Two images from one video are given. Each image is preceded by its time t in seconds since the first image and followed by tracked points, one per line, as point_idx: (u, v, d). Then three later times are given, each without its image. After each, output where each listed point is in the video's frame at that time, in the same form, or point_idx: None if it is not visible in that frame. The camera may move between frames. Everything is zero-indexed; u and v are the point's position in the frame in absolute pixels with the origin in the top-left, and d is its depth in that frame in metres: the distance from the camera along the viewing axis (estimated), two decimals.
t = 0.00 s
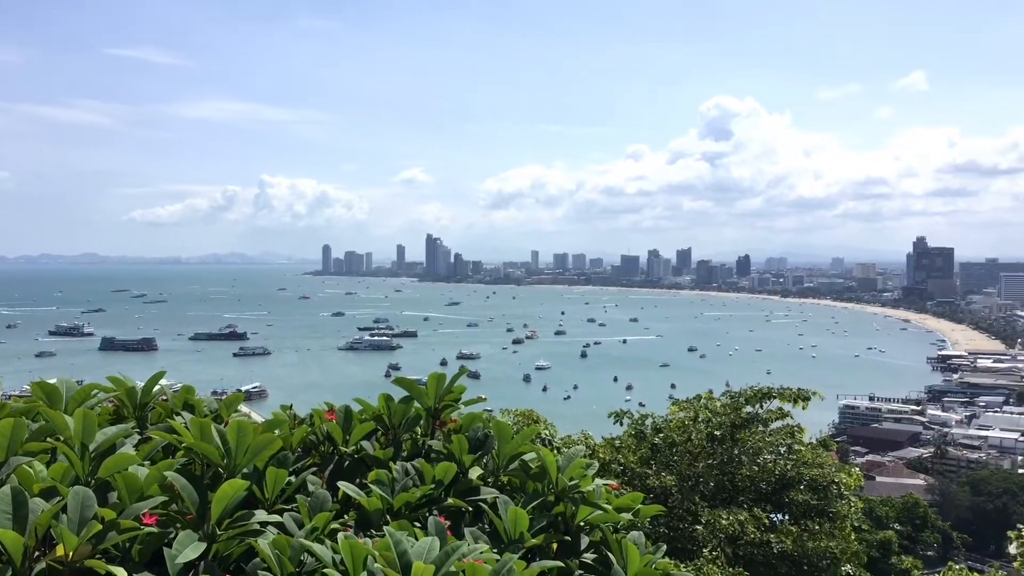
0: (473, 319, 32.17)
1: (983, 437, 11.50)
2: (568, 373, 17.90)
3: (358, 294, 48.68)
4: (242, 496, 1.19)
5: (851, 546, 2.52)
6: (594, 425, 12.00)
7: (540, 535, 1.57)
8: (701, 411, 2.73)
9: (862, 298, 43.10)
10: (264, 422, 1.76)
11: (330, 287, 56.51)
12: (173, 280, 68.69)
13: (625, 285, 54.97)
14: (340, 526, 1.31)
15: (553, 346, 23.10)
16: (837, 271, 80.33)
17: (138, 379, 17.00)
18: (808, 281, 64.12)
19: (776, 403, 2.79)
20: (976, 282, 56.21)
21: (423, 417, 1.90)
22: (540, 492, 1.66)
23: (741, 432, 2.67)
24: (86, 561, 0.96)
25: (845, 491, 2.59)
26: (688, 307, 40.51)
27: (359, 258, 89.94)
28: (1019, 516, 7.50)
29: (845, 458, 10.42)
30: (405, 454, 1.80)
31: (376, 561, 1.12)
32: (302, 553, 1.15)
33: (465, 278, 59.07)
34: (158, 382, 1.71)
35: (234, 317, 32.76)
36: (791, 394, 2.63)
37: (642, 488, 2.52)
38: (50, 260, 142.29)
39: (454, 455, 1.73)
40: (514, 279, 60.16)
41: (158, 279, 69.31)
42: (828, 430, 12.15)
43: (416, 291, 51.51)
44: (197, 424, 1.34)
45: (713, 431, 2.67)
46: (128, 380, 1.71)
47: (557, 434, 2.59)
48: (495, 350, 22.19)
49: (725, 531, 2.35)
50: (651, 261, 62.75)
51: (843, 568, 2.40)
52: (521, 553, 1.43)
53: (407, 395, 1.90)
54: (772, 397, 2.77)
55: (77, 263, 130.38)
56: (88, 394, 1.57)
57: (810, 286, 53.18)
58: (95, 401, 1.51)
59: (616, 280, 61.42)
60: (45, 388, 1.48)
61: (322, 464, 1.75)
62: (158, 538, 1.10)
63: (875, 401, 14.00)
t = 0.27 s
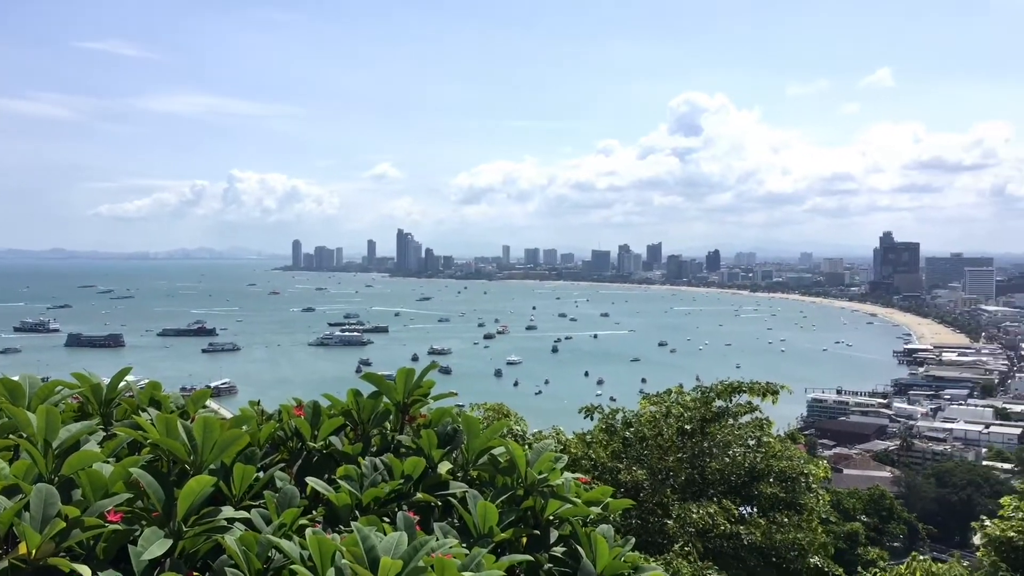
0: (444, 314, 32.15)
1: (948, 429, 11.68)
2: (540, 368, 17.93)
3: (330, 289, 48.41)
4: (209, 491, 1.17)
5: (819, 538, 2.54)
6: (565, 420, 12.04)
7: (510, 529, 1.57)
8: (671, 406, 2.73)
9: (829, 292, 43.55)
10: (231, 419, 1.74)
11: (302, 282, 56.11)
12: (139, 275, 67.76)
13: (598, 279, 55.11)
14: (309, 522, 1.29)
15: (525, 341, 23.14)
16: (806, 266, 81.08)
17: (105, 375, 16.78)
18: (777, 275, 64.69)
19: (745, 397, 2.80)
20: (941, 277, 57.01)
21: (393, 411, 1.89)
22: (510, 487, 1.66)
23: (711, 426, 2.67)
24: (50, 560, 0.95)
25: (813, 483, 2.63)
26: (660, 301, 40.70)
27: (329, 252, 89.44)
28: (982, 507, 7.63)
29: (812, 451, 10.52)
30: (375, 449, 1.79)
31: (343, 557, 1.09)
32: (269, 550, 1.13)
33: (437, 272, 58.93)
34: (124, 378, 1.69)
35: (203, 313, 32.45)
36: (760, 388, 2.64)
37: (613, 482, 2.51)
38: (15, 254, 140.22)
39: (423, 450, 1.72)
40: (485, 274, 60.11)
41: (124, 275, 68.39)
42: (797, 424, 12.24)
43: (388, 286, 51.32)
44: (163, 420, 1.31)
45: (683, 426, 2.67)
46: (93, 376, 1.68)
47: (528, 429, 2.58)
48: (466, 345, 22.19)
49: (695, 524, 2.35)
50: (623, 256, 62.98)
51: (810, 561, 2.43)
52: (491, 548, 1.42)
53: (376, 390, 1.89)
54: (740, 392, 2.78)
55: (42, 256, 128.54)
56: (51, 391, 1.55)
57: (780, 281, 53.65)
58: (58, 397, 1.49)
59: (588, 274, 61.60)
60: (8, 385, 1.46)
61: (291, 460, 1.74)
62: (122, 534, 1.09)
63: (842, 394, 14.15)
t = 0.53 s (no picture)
0: (408, 310, 32.04)
1: (907, 423, 11.88)
2: (504, 364, 17.94)
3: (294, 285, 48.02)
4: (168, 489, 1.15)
5: (781, 530, 2.57)
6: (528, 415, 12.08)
7: (474, 524, 1.56)
8: (636, 401, 2.73)
9: (790, 287, 44.04)
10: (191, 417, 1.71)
11: (266, 278, 55.55)
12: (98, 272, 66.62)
13: (564, 274, 55.19)
14: (271, 520, 1.27)
15: (491, 337, 23.15)
16: (770, 262, 81.82)
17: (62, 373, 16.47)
18: (740, 271, 65.31)
19: (708, 392, 2.80)
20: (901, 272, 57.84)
21: (355, 408, 1.86)
22: (473, 482, 1.64)
23: (675, 421, 2.67)
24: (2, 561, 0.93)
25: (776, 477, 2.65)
26: (625, 297, 40.88)
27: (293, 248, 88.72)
28: (940, 498, 7.74)
29: (775, 444, 10.62)
30: (337, 446, 1.76)
31: (304, 554, 1.09)
32: (230, 547, 1.11)
33: (403, 268, 58.68)
34: (80, 376, 1.65)
35: (165, 309, 32.01)
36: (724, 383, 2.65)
37: (578, 477, 2.50)
38: None
39: (386, 446, 1.69)
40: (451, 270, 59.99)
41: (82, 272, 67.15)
42: (760, 418, 12.34)
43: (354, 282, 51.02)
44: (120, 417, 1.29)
45: (648, 420, 2.66)
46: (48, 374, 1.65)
47: (493, 425, 2.57)
48: (431, 341, 22.16)
49: (660, 519, 2.36)
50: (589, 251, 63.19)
51: (772, 552, 2.45)
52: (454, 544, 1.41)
53: (338, 386, 1.86)
54: (704, 387, 2.79)
55: None
56: (5, 390, 1.51)
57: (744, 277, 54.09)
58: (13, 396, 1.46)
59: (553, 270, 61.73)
60: None
61: (252, 456, 1.70)
62: (79, 534, 1.07)
63: (804, 388, 14.30)
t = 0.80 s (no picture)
0: (369, 308, 31.92)
1: (862, 417, 12.04)
2: (465, 362, 17.93)
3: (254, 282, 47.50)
4: (119, 492, 1.12)
5: (740, 526, 2.60)
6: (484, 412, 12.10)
7: (432, 522, 1.54)
8: (596, 398, 2.73)
9: (749, 284, 44.54)
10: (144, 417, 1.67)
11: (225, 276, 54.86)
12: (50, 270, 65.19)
13: (527, 272, 55.28)
14: (226, 520, 1.25)
15: (451, 335, 23.13)
16: (730, 260, 82.48)
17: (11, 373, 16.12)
18: (699, 267, 65.96)
19: (668, 388, 2.81)
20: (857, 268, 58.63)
21: (313, 407, 1.83)
22: (432, 480, 1.62)
23: (635, 418, 2.68)
24: None
25: (734, 472, 2.66)
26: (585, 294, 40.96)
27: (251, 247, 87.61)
28: (896, 493, 7.83)
29: (734, 440, 10.71)
30: (295, 445, 1.73)
31: (260, 555, 1.07)
32: (184, 550, 1.10)
33: (364, 266, 58.20)
34: (31, 376, 1.62)
35: (120, 309, 31.45)
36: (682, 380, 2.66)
37: (538, 474, 2.49)
38: None
39: (344, 446, 1.67)
40: (412, 267, 59.73)
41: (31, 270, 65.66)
42: (719, 415, 12.43)
43: (316, 280, 50.59)
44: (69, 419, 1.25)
45: (609, 418, 2.66)
46: None
47: (454, 423, 2.56)
48: (392, 339, 22.08)
49: (621, 516, 2.37)
50: (549, 249, 63.36)
51: (730, 547, 2.48)
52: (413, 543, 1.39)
53: (296, 385, 1.83)
54: (664, 383, 2.80)
55: None
56: None
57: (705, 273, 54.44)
58: None
59: (513, 267, 61.78)
60: None
61: (208, 457, 1.66)
62: (27, 539, 1.05)
63: (762, 384, 14.44)
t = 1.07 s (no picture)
0: (327, 306, 31.69)
1: (817, 413, 12.18)
2: (425, 360, 17.89)
3: (211, 280, 46.86)
4: (68, 494, 1.10)
5: (697, 523, 2.62)
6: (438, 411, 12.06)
7: (389, 521, 1.52)
8: (555, 397, 2.73)
9: (706, 281, 44.97)
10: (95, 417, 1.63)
11: (181, 274, 54.05)
12: None
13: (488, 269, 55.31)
14: (178, 521, 1.23)
15: (409, 332, 23.07)
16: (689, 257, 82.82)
17: None
18: (658, 265, 66.53)
19: (626, 386, 2.82)
20: (811, 266, 59.05)
21: (268, 406, 1.79)
22: (388, 480, 1.59)
23: (593, 416, 2.68)
24: None
25: (691, 468, 2.67)
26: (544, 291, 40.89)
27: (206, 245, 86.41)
28: (851, 488, 7.89)
29: (692, 437, 10.74)
30: (250, 444, 1.69)
31: (212, 557, 1.04)
32: (135, 552, 1.07)
33: (321, 262, 57.49)
34: None
35: (72, 308, 30.82)
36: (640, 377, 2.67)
37: (497, 471, 2.48)
38: None
39: (299, 445, 1.63)
40: (372, 265, 59.38)
41: None
42: (678, 412, 12.49)
43: (275, 278, 50.07)
44: (18, 421, 1.22)
45: (567, 415, 2.67)
46: None
47: (412, 422, 2.55)
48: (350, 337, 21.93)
49: (580, 512, 2.37)
50: (509, 246, 63.45)
51: (686, 544, 2.50)
52: (369, 543, 1.37)
53: (251, 384, 1.79)
54: (621, 381, 2.81)
55: None
56: None
57: (664, 270, 54.56)
58: None
59: (472, 264, 61.78)
60: None
61: (161, 456, 1.61)
62: None
63: (719, 381, 14.56)
